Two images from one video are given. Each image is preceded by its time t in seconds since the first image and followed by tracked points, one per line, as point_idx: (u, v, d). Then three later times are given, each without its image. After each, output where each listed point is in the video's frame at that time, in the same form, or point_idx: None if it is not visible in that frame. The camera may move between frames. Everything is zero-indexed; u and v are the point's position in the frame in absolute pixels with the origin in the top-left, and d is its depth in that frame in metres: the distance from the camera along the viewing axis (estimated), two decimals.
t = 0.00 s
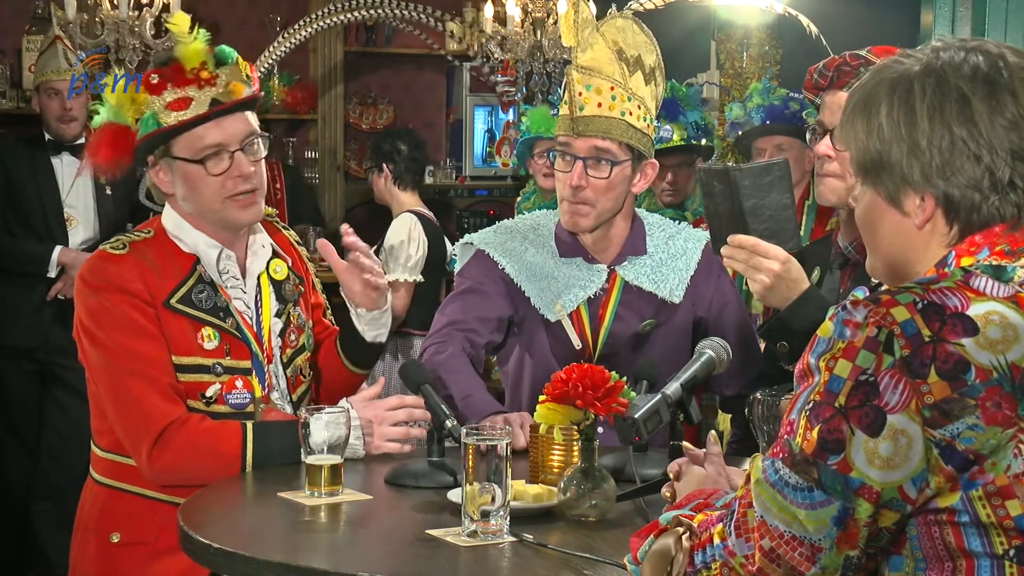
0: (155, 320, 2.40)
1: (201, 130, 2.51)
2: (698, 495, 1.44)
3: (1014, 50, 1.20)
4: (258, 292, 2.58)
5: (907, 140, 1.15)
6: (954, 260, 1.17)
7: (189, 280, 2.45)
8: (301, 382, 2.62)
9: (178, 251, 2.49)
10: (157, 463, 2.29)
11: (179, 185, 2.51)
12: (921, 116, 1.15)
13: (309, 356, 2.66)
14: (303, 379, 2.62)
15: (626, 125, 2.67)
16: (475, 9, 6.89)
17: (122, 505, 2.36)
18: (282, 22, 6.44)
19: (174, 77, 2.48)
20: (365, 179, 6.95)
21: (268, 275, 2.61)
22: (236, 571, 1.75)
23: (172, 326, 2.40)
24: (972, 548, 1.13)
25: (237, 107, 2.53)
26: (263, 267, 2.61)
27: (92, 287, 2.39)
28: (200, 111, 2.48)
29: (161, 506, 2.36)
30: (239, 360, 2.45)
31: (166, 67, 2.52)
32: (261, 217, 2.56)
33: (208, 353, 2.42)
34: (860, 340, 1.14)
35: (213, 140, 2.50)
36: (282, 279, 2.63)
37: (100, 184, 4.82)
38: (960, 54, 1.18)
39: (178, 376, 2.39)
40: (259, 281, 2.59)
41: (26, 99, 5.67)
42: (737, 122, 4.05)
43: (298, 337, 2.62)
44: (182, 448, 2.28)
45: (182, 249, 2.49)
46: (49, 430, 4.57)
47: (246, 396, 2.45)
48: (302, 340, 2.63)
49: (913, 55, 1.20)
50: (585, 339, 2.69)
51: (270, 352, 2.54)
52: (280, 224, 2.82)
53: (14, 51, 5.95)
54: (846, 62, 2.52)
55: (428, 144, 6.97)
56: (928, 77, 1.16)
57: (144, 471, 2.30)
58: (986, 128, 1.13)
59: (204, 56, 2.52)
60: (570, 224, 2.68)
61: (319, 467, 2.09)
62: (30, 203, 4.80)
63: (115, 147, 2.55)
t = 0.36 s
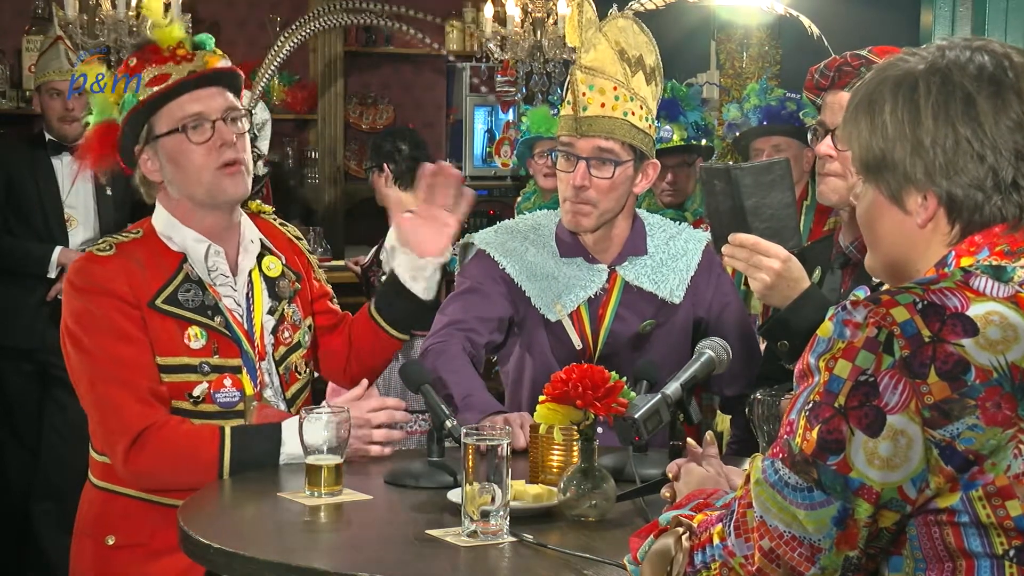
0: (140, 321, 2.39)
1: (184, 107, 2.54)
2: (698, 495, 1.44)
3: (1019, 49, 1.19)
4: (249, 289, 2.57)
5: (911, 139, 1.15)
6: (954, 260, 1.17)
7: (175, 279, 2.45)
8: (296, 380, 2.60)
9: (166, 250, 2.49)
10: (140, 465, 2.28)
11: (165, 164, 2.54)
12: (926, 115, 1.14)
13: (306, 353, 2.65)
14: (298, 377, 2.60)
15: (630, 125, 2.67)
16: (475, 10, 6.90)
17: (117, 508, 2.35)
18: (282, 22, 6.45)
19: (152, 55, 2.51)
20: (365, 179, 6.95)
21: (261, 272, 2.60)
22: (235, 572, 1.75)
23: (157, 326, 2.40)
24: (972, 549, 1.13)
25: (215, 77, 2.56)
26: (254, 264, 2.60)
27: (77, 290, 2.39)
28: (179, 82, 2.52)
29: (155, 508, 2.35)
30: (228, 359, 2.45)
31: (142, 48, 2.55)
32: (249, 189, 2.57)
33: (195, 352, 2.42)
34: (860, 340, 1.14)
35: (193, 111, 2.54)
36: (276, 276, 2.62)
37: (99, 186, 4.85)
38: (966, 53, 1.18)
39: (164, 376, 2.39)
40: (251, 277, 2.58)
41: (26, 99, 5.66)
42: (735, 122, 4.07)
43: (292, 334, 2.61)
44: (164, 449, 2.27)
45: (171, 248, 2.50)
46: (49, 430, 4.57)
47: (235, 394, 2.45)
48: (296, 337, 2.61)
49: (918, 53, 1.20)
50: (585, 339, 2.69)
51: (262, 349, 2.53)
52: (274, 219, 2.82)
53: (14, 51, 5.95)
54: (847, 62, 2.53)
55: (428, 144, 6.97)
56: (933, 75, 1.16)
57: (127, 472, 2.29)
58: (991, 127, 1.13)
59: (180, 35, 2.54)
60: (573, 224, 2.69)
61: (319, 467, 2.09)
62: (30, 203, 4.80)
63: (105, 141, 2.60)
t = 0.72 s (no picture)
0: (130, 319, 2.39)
1: (248, 108, 2.58)
2: (698, 495, 1.44)
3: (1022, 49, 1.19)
4: (243, 292, 2.58)
5: (913, 137, 1.15)
6: (953, 260, 1.17)
7: (167, 279, 2.45)
8: (288, 385, 2.60)
9: (161, 249, 2.49)
10: (127, 462, 2.29)
11: (210, 151, 2.54)
12: (928, 113, 1.15)
13: (298, 358, 2.65)
14: (290, 382, 2.60)
15: (631, 125, 2.67)
16: (475, 10, 6.91)
17: (110, 508, 2.35)
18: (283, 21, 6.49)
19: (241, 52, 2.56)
20: (365, 179, 6.95)
21: (256, 276, 2.62)
22: (235, 572, 1.75)
23: (147, 326, 2.40)
24: (971, 548, 1.13)
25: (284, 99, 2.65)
26: (250, 268, 2.61)
27: (68, 288, 2.38)
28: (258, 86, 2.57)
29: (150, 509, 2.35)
30: (219, 358, 2.45)
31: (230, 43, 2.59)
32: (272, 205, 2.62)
33: (186, 352, 2.42)
34: (859, 340, 1.14)
35: (258, 116, 2.58)
36: (271, 280, 2.63)
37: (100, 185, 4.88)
38: (970, 52, 1.18)
39: (153, 375, 2.38)
40: (246, 281, 2.59)
41: (26, 99, 5.66)
42: (736, 122, 4.07)
43: (286, 338, 2.61)
44: (153, 446, 2.28)
45: (166, 246, 2.50)
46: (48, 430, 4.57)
47: (226, 394, 2.44)
48: (289, 342, 2.62)
49: (921, 52, 1.20)
50: (585, 339, 2.68)
51: (253, 352, 2.53)
52: (272, 227, 2.83)
53: (14, 51, 5.95)
54: (851, 62, 2.53)
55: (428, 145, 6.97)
56: (936, 74, 1.16)
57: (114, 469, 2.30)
58: (993, 126, 1.13)
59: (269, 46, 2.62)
60: (575, 224, 2.69)
61: (319, 467, 2.09)
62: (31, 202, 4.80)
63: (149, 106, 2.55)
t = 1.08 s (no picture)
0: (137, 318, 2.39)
1: (253, 113, 2.58)
2: (697, 495, 1.44)
3: (1022, 49, 1.19)
4: (249, 293, 2.57)
5: (912, 135, 1.15)
6: (952, 259, 1.17)
7: (174, 278, 2.45)
8: (292, 386, 2.60)
9: (169, 248, 2.49)
10: (133, 461, 2.29)
11: (212, 156, 2.55)
12: (927, 112, 1.15)
13: (302, 360, 2.64)
14: (294, 383, 2.60)
15: (632, 125, 2.67)
16: (475, 10, 6.91)
17: (112, 508, 2.35)
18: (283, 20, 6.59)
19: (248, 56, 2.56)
20: (365, 179, 6.95)
21: (261, 278, 2.60)
22: (235, 571, 1.75)
23: (153, 325, 2.40)
24: (970, 548, 1.13)
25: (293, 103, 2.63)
26: (257, 269, 2.60)
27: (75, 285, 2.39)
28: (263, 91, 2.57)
29: (151, 508, 2.35)
30: (224, 359, 2.45)
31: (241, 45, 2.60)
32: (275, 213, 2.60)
33: (192, 351, 2.42)
34: (858, 340, 1.14)
35: (262, 122, 2.58)
36: (276, 282, 2.62)
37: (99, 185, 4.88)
38: (969, 52, 1.18)
39: (158, 374, 2.39)
40: (252, 283, 2.58)
41: (26, 99, 5.66)
42: (736, 123, 4.07)
43: (290, 340, 2.60)
44: (158, 444, 2.28)
45: (174, 246, 2.50)
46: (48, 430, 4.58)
47: (230, 394, 2.44)
48: (294, 344, 2.60)
49: (923, 51, 1.20)
50: (586, 339, 2.68)
51: (258, 353, 2.52)
52: (277, 230, 2.82)
53: (13, 51, 5.94)
54: (851, 62, 2.53)
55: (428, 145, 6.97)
56: (936, 73, 1.16)
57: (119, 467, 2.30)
58: (992, 126, 1.13)
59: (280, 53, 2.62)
60: (577, 225, 2.68)
61: (319, 467, 2.09)
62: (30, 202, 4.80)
63: (158, 109, 2.57)
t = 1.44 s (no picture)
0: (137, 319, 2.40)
1: (193, 114, 2.52)
2: (697, 495, 1.44)
3: None
4: (247, 291, 2.56)
5: (915, 134, 1.15)
6: (952, 260, 1.17)
7: (173, 278, 2.46)
8: (293, 384, 2.59)
9: (165, 250, 2.49)
10: (134, 461, 2.29)
11: (170, 167, 2.52)
12: (931, 110, 1.14)
13: (303, 359, 2.64)
14: (295, 382, 2.60)
15: (632, 125, 2.67)
16: (475, 10, 6.91)
17: (113, 508, 2.35)
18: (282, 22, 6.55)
19: (166, 58, 2.49)
20: (365, 179, 6.95)
21: (260, 275, 2.60)
22: (235, 572, 1.75)
23: (153, 325, 2.40)
24: (970, 549, 1.13)
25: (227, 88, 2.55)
26: (254, 267, 2.59)
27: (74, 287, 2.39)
28: (193, 89, 2.50)
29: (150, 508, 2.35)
30: (224, 358, 2.44)
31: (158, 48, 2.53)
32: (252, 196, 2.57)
33: (192, 351, 2.42)
34: (858, 340, 1.14)
35: (202, 120, 2.52)
36: (275, 281, 2.62)
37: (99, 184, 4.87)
38: (975, 51, 1.18)
39: (158, 374, 2.39)
40: (249, 280, 2.58)
41: (26, 99, 5.66)
42: (736, 123, 4.07)
43: (290, 338, 2.60)
44: (157, 442, 2.28)
45: (170, 247, 2.50)
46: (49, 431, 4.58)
47: (230, 393, 2.44)
48: (294, 342, 2.61)
49: (928, 50, 1.20)
50: (587, 339, 2.68)
51: (258, 352, 2.52)
52: (275, 225, 2.81)
53: (14, 51, 5.94)
54: (851, 62, 2.53)
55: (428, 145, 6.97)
56: (941, 72, 1.16)
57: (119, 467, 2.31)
58: (994, 126, 1.13)
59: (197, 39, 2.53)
60: (578, 224, 2.67)
61: (319, 467, 2.09)
62: (30, 202, 4.80)
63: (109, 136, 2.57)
